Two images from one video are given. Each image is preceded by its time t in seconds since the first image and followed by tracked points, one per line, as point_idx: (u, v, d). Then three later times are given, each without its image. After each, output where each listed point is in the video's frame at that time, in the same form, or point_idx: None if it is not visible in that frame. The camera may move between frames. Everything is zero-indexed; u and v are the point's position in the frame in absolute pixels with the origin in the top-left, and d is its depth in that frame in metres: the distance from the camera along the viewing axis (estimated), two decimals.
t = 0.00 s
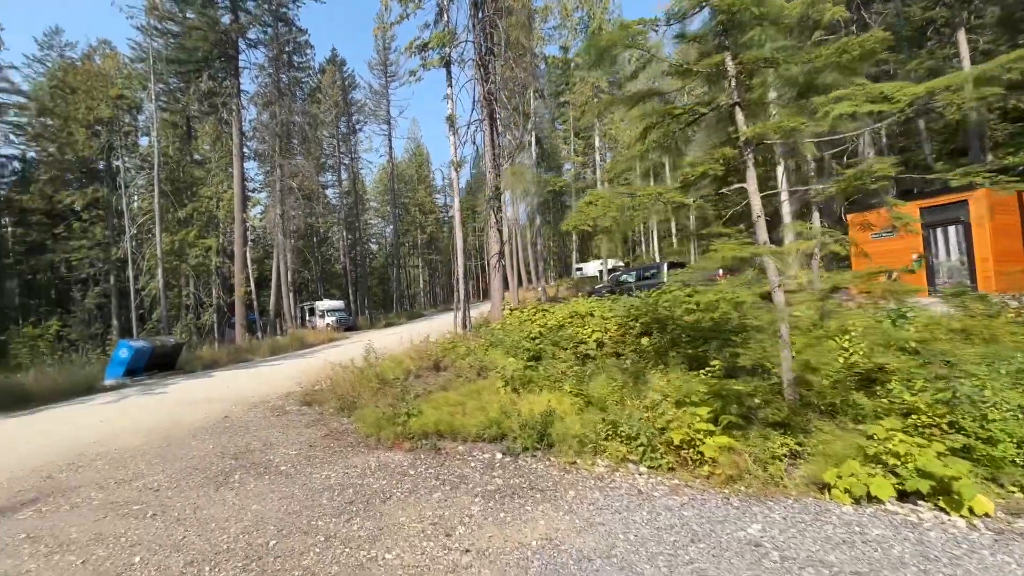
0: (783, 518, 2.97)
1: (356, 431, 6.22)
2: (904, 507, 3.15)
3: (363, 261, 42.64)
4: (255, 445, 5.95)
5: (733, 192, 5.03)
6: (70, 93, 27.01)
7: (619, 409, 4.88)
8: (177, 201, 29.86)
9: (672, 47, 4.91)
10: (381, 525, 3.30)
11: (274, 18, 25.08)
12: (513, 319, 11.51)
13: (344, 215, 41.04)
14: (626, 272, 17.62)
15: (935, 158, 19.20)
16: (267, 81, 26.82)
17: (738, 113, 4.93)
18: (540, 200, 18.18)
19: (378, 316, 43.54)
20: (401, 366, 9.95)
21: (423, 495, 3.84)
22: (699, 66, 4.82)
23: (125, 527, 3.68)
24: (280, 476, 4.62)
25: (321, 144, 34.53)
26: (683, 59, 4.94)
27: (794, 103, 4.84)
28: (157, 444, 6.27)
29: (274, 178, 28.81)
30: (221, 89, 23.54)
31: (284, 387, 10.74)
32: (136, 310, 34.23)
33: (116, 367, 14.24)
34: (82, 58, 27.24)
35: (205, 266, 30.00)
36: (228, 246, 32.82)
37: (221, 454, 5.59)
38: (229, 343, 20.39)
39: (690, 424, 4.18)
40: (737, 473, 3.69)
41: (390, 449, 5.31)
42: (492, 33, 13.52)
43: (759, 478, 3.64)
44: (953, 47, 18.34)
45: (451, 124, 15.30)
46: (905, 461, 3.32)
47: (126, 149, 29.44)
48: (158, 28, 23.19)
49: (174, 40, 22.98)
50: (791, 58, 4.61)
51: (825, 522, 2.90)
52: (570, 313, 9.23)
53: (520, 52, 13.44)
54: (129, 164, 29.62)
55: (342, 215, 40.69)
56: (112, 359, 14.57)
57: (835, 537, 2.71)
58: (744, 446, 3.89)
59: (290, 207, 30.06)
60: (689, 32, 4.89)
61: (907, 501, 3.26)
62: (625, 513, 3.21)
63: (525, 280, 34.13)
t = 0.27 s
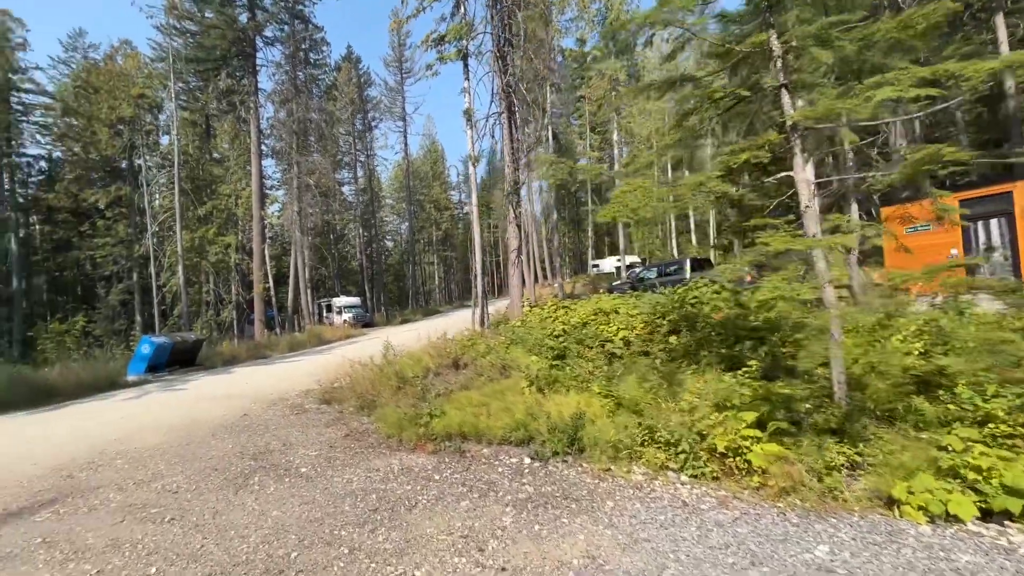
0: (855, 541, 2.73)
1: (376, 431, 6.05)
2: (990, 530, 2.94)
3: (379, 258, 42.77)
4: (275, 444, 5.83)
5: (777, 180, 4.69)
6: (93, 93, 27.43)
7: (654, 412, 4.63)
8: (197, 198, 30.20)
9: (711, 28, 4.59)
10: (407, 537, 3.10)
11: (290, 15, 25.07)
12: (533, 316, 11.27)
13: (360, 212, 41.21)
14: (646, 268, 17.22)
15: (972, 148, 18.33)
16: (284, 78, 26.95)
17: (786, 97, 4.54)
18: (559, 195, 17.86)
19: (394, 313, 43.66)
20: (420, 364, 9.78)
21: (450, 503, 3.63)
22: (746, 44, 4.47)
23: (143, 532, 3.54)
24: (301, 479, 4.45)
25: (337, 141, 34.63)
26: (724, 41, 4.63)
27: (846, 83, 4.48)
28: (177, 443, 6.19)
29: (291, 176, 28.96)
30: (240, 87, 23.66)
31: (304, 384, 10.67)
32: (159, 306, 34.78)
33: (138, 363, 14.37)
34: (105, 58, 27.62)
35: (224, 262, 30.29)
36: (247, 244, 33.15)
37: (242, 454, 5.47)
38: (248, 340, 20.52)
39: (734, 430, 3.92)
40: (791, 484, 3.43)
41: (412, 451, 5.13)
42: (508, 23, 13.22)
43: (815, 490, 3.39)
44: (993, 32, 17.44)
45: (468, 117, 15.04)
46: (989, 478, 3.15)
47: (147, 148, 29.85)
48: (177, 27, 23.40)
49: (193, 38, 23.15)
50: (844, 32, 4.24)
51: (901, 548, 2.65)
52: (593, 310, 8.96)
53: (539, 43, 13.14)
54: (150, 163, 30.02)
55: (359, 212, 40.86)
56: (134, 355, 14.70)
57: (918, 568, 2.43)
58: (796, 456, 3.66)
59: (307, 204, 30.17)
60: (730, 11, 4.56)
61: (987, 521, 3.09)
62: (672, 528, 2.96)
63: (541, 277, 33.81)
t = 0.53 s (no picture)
0: (929, 562, 2.49)
1: (396, 430, 5.90)
2: None
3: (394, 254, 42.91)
4: (295, 442, 5.72)
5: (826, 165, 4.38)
6: (115, 92, 27.81)
7: (689, 413, 4.39)
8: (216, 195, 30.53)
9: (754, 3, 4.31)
10: (434, 545, 2.92)
11: (306, 12, 25.06)
12: (552, 312, 11.04)
13: (375, 208, 41.33)
14: (666, 264, 16.84)
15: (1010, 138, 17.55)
16: (300, 75, 27.04)
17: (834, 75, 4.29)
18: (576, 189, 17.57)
19: (409, 309, 43.78)
20: (437, 360, 9.64)
21: (477, 508, 3.44)
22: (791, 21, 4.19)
23: (161, 534, 3.43)
24: (321, 479, 4.31)
25: (353, 137, 34.69)
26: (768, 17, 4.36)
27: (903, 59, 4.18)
28: (196, 439, 6.12)
29: (308, 172, 29.10)
30: (257, 84, 23.80)
31: (322, 379, 10.62)
32: (179, 302, 35.36)
33: (159, 358, 14.51)
34: (126, 58, 27.99)
35: (243, 259, 30.60)
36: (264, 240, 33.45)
37: (261, 452, 5.36)
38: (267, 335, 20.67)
39: (780, 435, 3.68)
40: (847, 493, 3.19)
41: (434, 451, 4.96)
42: (526, 14, 12.94)
43: (875, 501, 3.18)
44: None
45: (484, 111, 14.82)
46: None
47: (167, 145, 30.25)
48: (195, 26, 23.57)
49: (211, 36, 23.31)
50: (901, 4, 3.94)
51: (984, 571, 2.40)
52: (615, 306, 8.71)
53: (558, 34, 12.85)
54: (170, 161, 30.43)
55: (374, 208, 40.98)
56: (155, 350, 14.86)
57: None
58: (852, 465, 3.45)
59: (324, 200, 30.28)
60: None
61: None
62: (721, 542, 2.73)
63: (557, 273, 33.55)
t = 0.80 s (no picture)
0: None
1: (415, 426, 5.74)
2: None
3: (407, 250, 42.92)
4: (313, 438, 5.58)
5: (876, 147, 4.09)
6: (132, 89, 28.04)
7: (726, 412, 4.15)
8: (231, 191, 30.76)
9: None
10: (462, 553, 2.73)
11: (319, 6, 24.98)
12: (568, 308, 10.85)
13: (388, 204, 41.34)
14: (683, 258, 16.53)
15: None
16: (314, 70, 27.04)
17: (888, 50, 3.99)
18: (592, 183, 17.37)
19: (421, 304, 43.78)
20: (454, 355, 9.47)
21: (505, 511, 3.23)
22: None
23: (177, 533, 3.29)
24: (340, 477, 4.16)
25: (366, 133, 34.65)
26: None
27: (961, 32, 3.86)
28: (211, 434, 6.02)
29: (321, 168, 29.16)
30: (271, 80, 23.86)
31: (337, 374, 10.52)
32: (196, 297, 35.74)
33: (176, 352, 14.58)
34: (142, 55, 28.22)
35: (257, 254, 30.78)
36: (278, 236, 33.62)
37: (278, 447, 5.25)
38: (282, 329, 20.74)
39: (831, 437, 3.44)
40: (911, 501, 3.00)
41: (454, 449, 4.78)
42: (542, 3, 12.66)
43: (941, 511, 2.97)
44: None
45: (499, 103, 14.59)
46: None
47: (183, 142, 30.49)
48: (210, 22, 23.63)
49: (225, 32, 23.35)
50: None
51: None
52: (635, 300, 8.47)
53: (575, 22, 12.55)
54: (186, 157, 30.69)
55: (387, 204, 40.98)
56: (172, 343, 14.93)
57: None
58: (913, 471, 3.25)
59: (337, 196, 30.31)
60: None
61: None
62: (776, 555, 2.51)
63: (570, 268, 33.22)
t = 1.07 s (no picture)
0: None
1: (432, 427, 5.55)
2: None
3: (417, 246, 42.86)
4: (328, 439, 5.42)
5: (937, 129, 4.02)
6: (145, 86, 28.18)
7: (766, 417, 3.90)
8: (243, 187, 30.87)
9: None
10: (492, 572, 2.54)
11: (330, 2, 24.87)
12: (584, 305, 10.59)
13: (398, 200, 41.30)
14: (700, 254, 16.15)
15: None
16: (325, 66, 27.00)
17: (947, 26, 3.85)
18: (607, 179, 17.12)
19: (432, 300, 43.73)
20: (468, 353, 9.27)
21: (534, 523, 3.03)
22: None
23: (189, 543, 3.13)
24: (356, 483, 3.98)
25: (376, 129, 34.57)
26: None
27: None
28: (224, 434, 5.89)
29: (332, 164, 29.14)
30: (283, 76, 23.83)
31: (350, 371, 10.39)
32: (209, 293, 36.02)
33: (189, 347, 14.59)
34: (155, 52, 28.33)
35: (269, 250, 30.88)
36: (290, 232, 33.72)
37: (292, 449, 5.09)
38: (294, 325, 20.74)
39: (888, 447, 3.19)
40: (987, 522, 2.75)
41: (474, 453, 4.58)
42: None
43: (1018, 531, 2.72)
44: None
45: (512, 96, 14.36)
46: None
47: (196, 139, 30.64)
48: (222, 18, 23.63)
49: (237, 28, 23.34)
50: None
51: None
52: (656, 297, 8.20)
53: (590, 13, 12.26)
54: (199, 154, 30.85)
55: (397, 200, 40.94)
56: (186, 339, 14.95)
57: None
58: (982, 486, 2.99)
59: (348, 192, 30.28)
60: None
61: None
62: None
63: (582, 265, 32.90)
